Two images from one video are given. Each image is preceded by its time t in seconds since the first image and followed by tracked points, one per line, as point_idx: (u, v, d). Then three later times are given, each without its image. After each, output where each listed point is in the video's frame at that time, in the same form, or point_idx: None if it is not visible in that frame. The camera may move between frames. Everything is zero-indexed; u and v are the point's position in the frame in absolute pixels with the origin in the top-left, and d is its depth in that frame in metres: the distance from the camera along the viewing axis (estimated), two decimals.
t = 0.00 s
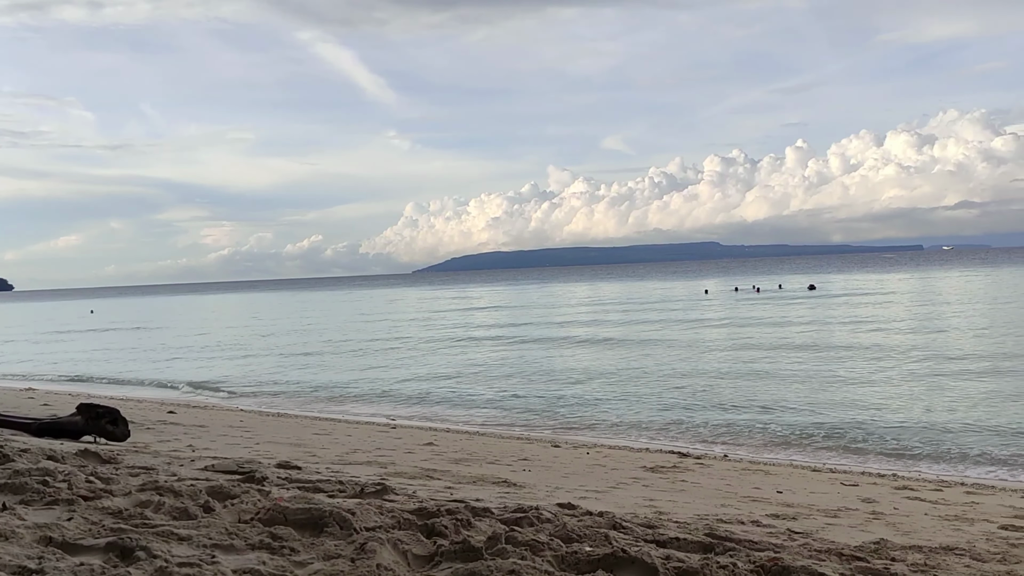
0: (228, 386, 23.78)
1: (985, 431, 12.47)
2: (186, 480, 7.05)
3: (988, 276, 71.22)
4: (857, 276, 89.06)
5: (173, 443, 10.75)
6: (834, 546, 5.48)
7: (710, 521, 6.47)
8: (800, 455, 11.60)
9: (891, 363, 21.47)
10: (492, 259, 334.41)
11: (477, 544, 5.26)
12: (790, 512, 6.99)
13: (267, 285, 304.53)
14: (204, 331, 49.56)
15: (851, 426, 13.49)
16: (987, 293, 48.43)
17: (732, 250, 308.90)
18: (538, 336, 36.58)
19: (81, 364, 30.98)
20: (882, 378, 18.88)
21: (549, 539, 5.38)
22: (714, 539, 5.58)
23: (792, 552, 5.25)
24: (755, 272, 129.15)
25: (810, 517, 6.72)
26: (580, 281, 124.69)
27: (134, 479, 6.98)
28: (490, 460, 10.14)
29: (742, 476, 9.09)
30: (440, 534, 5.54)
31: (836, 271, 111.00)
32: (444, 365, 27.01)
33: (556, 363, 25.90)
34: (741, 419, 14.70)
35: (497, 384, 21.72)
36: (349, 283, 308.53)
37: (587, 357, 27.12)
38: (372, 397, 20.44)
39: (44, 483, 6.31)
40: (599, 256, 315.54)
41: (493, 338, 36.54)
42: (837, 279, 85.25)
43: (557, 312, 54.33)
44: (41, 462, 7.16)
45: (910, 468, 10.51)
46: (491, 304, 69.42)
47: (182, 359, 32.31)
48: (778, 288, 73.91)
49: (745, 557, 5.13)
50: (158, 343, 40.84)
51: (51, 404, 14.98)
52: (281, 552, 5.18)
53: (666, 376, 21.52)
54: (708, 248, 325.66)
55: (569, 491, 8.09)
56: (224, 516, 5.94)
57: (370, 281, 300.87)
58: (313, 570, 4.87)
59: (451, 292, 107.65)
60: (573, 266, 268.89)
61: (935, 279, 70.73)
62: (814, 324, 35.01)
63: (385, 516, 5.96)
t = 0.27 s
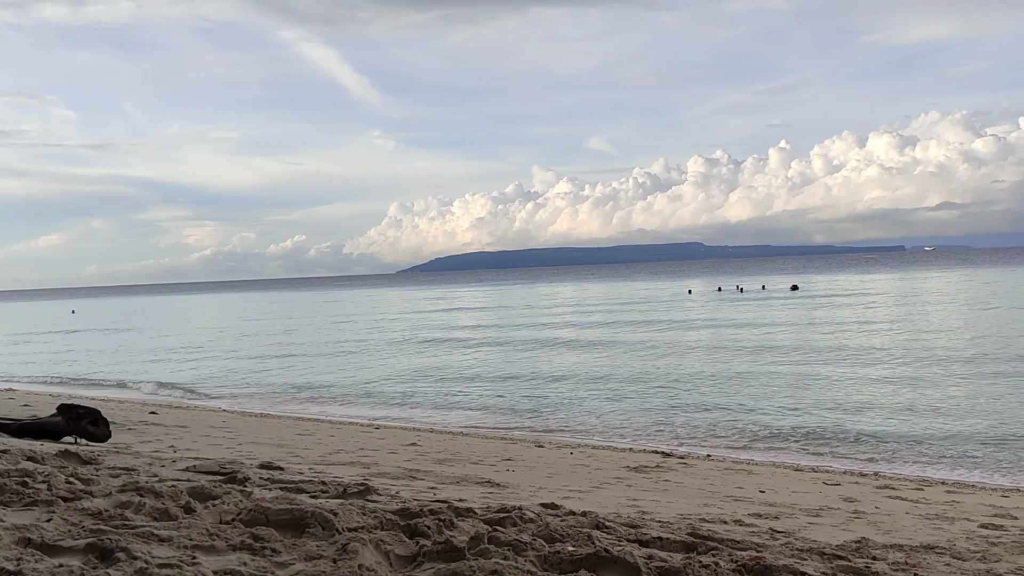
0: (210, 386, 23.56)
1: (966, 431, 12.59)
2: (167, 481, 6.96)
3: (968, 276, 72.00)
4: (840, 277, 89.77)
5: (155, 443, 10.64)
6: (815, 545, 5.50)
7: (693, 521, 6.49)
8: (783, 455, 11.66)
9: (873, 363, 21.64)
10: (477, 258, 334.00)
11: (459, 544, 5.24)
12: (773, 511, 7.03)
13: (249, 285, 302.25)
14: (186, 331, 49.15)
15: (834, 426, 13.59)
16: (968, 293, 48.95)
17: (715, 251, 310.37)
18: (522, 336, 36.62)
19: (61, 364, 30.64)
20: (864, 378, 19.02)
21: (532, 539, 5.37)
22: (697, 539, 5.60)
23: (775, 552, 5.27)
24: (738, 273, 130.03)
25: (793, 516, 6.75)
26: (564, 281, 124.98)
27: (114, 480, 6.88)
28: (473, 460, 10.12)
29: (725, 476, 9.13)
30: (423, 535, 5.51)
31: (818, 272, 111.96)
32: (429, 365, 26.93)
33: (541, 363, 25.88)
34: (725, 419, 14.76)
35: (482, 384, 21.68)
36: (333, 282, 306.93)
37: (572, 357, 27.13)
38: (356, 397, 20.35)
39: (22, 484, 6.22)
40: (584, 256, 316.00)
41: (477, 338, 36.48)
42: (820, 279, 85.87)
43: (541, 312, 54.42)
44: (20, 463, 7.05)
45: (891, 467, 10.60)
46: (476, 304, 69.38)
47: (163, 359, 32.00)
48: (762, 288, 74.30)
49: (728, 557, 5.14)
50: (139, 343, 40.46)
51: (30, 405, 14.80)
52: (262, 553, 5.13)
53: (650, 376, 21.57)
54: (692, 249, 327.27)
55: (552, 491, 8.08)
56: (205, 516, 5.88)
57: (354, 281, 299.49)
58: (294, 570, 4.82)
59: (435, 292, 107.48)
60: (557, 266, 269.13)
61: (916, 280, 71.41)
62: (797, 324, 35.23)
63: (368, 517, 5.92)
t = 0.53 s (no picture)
0: (191, 386, 23.32)
1: (946, 430, 12.71)
2: (148, 481, 6.87)
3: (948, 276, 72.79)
4: (822, 277, 90.48)
5: (136, 444, 10.51)
6: (798, 544, 5.54)
7: (676, 520, 6.50)
8: (767, 454, 11.71)
9: (855, 363, 21.79)
10: (461, 258, 333.48)
11: (442, 544, 5.21)
12: (755, 510, 7.07)
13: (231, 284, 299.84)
14: (167, 331, 48.68)
15: (817, 426, 13.66)
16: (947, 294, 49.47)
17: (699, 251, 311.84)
18: (506, 336, 36.58)
19: (40, 364, 30.24)
20: (846, 378, 19.15)
21: (515, 538, 5.36)
22: (680, 537, 5.61)
23: (757, 550, 5.29)
24: (721, 273, 130.77)
25: (775, 515, 6.79)
26: (549, 281, 125.09)
27: (95, 480, 6.79)
28: (457, 460, 10.09)
29: (708, 475, 9.17)
30: (406, 535, 5.48)
31: (800, 272, 112.83)
32: (412, 365, 26.84)
33: (525, 363, 25.84)
34: (709, 419, 14.80)
35: (466, 384, 21.63)
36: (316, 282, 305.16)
37: (557, 357, 27.12)
38: (339, 397, 20.25)
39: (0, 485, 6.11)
40: (568, 256, 316.60)
41: (461, 338, 36.42)
42: (802, 279, 86.52)
43: (525, 312, 54.45)
44: None
45: (873, 466, 10.68)
46: (460, 304, 69.29)
47: (144, 359, 31.65)
48: (745, 288, 74.63)
49: (710, 556, 5.16)
50: (119, 343, 40.02)
51: (9, 405, 14.60)
52: (244, 554, 5.08)
53: (634, 375, 21.60)
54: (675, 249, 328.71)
55: (536, 490, 8.08)
56: (186, 517, 5.81)
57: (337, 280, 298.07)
58: (277, 571, 4.78)
59: (419, 291, 107.22)
60: (542, 266, 269.29)
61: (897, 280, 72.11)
62: (780, 324, 35.43)
63: (351, 517, 5.88)
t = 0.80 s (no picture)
0: (173, 386, 23.07)
1: (928, 429, 12.80)
2: (129, 481, 6.79)
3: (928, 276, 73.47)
4: (804, 276, 91.06)
5: (117, 443, 10.39)
6: (780, 542, 5.57)
7: (660, 518, 6.52)
8: (750, 453, 11.75)
9: (837, 362, 21.92)
10: (445, 257, 332.74)
11: (425, 543, 5.19)
12: (738, 508, 7.10)
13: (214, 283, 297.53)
14: (149, 330, 48.20)
15: (800, 424, 13.72)
16: (927, 293, 49.90)
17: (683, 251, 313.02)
18: (491, 335, 36.54)
19: (18, 364, 29.83)
20: (829, 377, 19.25)
21: (498, 537, 5.34)
22: (663, 536, 5.62)
23: (740, 548, 5.33)
24: (705, 272, 131.45)
25: (758, 513, 6.82)
26: (533, 280, 125.17)
27: (76, 480, 6.71)
28: (441, 458, 10.05)
29: (692, 474, 9.19)
30: (389, 533, 5.45)
31: (783, 271, 113.67)
32: (397, 364, 26.73)
33: (510, 362, 25.78)
34: (693, 418, 14.82)
35: (451, 383, 21.57)
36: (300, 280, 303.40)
37: (541, 356, 27.08)
38: (322, 397, 20.13)
39: None
40: (552, 255, 316.99)
41: (446, 337, 36.33)
42: (785, 278, 87.19)
43: (510, 311, 54.44)
44: None
45: (856, 464, 10.75)
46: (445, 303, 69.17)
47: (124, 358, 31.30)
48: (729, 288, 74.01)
49: (693, 554, 5.18)
50: (100, 342, 39.57)
51: None
52: (226, 553, 5.03)
53: (618, 374, 21.65)
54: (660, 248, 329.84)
55: (520, 489, 8.06)
56: (168, 516, 5.75)
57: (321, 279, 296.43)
58: (259, 570, 4.74)
59: (404, 291, 106.92)
60: (526, 265, 269.41)
61: (878, 280, 72.70)
62: (763, 323, 35.57)
63: (333, 515, 5.85)
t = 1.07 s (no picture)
0: (155, 386, 22.88)
1: (910, 429, 12.93)
2: (111, 482, 6.70)
3: (911, 277, 74.35)
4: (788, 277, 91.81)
5: (98, 444, 10.26)
6: (764, 542, 5.59)
7: (643, 518, 6.53)
8: (735, 453, 11.82)
9: (821, 362, 22.12)
10: (430, 257, 332.17)
11: (409, 544, 5.16)
12: (722, 508, 7.13)
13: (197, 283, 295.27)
14: (131, 330, 47.72)
15: (784, 424, 13.82)
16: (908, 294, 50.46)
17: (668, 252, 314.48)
18: (476, 335, 36.53)
19: None
20: (812, 377, 19.42)
21: (482, 538, 5.33)
22: (647, 536, 5.63)
23: (723, 548, 5.34)
24: (689, 273, 132.15)
25: (741, 513, 6.86)
26: (518, 280, 125.30)
27: (56, 481, 6.61)
28: (425, 459, 10.02)
29: (676, 474, 9.21)
30: (372, 535, 5.42)
31: (766, 272, 114.52)
32: (382, 364, 26.64)
33: (496, 362, 25.80)
34: (678, 418, 14.89)
35: (436, 383, 21.52)
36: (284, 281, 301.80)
37: (527, 356, 27.11)
38: (307, 397, 20.03)
39: None
40: (537, 256, 317.35)
41: (431, 337, 36.28)
42: (769, 279, 87.85)
43: (495, 312, 54.49)
44: None
45: (839, 464, 10.83)
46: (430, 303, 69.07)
47: (106, 359, 30.98)
48: (712, 288, 75.96)
49: (677, 554, 5.19)
50: (81, 342, 39.14)
51: None
52: (207, 555, 4.98)
53: (604, 375, 21.71)
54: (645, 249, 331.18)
55: (505, 490, 8.04)
56: (150, 518, 5.68)
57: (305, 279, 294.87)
58: (241, 572, 4.69)
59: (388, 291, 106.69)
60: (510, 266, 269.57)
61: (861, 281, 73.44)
62: (747, 324, 35.80)
63: (316, 517, 5.80)
